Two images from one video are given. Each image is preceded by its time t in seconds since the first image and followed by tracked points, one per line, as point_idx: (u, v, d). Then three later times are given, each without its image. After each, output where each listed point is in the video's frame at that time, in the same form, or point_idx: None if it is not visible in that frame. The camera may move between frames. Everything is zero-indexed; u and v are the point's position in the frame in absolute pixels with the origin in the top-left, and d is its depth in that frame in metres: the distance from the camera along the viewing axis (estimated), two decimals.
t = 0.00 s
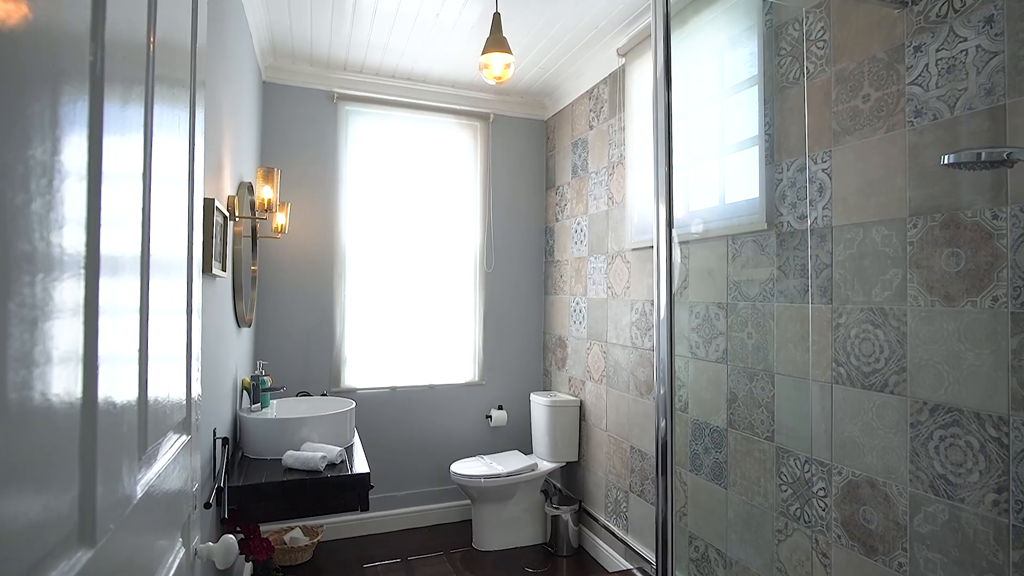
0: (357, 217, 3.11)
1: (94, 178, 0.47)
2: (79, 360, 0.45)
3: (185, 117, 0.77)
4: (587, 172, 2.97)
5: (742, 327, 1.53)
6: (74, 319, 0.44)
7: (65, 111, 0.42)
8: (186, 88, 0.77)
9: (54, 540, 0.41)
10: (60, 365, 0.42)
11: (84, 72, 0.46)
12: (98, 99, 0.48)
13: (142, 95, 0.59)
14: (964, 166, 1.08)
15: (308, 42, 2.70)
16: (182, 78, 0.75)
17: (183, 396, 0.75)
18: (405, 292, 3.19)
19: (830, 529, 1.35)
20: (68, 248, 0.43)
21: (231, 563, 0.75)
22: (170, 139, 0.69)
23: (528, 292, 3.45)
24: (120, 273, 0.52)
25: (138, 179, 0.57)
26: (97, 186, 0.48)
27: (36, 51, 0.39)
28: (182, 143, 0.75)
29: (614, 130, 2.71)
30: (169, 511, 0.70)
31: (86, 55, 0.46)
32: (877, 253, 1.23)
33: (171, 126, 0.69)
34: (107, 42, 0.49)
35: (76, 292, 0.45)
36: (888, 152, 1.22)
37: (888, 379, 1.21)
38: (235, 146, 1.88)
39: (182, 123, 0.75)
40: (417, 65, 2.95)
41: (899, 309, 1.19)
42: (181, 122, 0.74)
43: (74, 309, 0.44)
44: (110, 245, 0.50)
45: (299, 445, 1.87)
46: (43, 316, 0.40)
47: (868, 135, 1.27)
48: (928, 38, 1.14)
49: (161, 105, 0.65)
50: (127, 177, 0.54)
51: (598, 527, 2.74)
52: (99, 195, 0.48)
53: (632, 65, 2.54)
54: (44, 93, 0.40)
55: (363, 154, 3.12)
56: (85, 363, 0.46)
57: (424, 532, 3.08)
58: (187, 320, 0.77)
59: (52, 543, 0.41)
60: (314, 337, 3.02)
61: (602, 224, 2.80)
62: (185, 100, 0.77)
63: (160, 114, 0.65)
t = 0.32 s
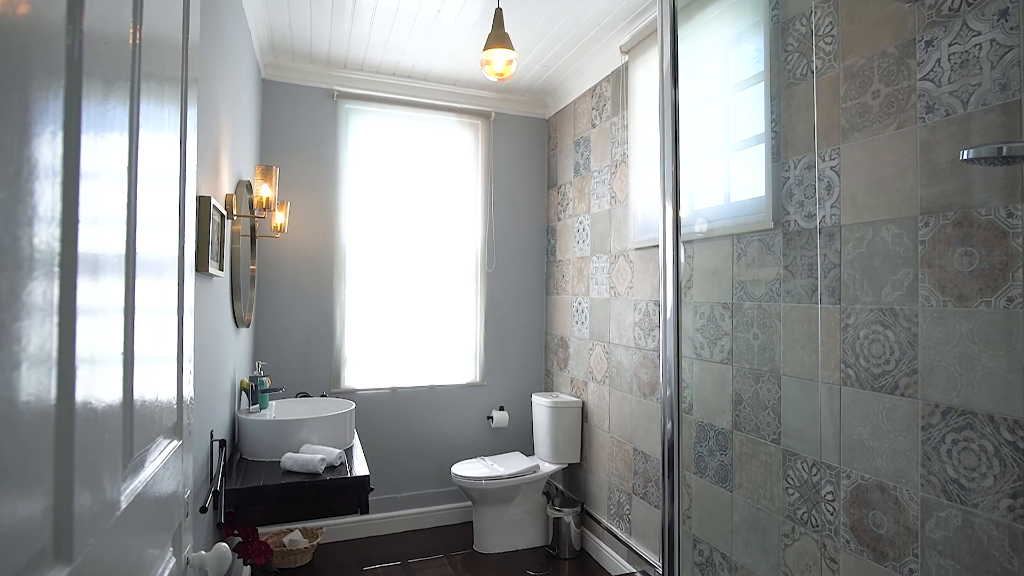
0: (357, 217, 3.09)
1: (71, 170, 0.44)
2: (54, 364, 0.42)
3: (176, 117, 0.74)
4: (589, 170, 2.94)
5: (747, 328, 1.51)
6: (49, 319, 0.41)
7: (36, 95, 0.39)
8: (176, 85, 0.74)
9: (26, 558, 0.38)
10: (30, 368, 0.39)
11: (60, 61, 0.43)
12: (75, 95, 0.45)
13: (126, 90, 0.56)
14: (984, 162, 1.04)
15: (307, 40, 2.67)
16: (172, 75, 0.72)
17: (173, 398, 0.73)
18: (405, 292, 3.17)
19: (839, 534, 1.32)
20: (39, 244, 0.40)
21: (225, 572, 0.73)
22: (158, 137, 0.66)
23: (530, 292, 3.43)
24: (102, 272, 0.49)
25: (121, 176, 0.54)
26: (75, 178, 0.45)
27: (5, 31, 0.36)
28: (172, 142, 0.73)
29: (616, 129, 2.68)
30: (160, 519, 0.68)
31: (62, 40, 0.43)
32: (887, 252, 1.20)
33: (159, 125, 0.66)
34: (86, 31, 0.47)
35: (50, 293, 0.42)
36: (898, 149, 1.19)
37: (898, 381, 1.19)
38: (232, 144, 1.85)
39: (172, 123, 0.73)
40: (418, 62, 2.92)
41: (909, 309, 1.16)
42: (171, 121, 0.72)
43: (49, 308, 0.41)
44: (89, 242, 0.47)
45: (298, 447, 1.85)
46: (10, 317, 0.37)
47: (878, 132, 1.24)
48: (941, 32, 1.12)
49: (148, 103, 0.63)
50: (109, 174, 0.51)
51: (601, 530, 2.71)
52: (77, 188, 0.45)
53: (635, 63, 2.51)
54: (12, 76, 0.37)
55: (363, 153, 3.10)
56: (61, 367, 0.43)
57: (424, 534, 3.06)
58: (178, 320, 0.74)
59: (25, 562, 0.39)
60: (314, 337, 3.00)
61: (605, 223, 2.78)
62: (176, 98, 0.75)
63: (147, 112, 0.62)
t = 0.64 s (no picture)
0: (357, 216, 3.07)
1: (44, 159, 0.41)
2: (24, 366, 0.39)
3: (164, 116, 0.71)
4: (592, 169, 2.92)
5: (754, 329, 1.48)
6: (17, 318, 0.38)
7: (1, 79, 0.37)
8: (164, 82, 0.72)
9: None
10: None
11: (29, 54, 0.40)
12: (48, 92, 0.42)
13: (107, 82, 0.53)
14: (1009, 156, 1.00)
15: (307, 37, 2.65)
16: (160, 71, 0.69)
17: (163, 400, 0.70)
18: (406, 292, 3.14)
19: (848, 539, 1.29)
20: (6, 237, 0.37)
21: None
22: (145, 131, 0.64)
23: (532, 291, 3.41)
24: (79, 268, 0.46)
25: (103, 173, 0.52)
26: (49, 167, 0.42)
27: None
28: (160, 142, 0.70)
29: (619, 127, 2.66)
30: (150, 529, 0.65)
31: (32, 28, 0.40)
32: (898, 251, 1.18)
33: (145, 122, 0.63)
34: (61, 17, 0.44)
35: (20, 290, 0.39)
36: (909, 145, 1.16)
37: (910, 383, 1.16)
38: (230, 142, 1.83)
39: (160, 123, 0.70)
40: (419, 60, 2.90)
41: (922, 309, 1.14)
42: (159, 121, 0.69)
43: (18, 306, 0.38)
44: (65, 237, 0.44)
45: (297, 449, 1.83)
46: None
47: (889, 128, 1.21)
48: (953, 25, 1.09)
49: (133, 101, 0.60)
50: (88, 169, 0.48)
51: (603, 532, 2.68)
52: (50, 178, 0.42)
53: (638, 60, 2.48)
54: None
55: (363, 152, 3.07)
56: (33, 371, 0.40)
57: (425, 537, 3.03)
58: (168, 321, 0.72)
59: None
60: (313, 338, 2.97)
61: (608, 223, 2.75)
62: (164, 95, 0.72)
63: (132, 105, 0.60)
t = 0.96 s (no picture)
0: (357, 216, 3.04)
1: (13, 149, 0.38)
2: None
3: (151, 116, 0.69)
4: (594, 167, 2.90)
5: (760, 329, 1.46)
6: None
7: None
8: (153, 80, 0.69)
9: None
10: None
11: None
12: (19, 84, 0.40)
13: (88, 72, 0.50)
14: None
15: (306, 34, 2.62)
16: (148, 68, 0.67)
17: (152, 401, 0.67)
18: (406, 292, 3.12)
19: (858, 543, 1.27)
20: None
21: None
22: (131, 126, 0.61)
23: (534, 291, 3.38)
24: (53, 267, 0.44)
25: (83, 172, 0.49)
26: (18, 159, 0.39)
27: None
28: (149, 142, 0.67)
29: (622, 125, 2.63)
30: (140, 536, 0.63)
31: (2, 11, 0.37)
32: (909, 249, 1.15)
33: (131, 119, 0.61)
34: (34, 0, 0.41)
35: None
36: (920, 141, 1.14)
37: (921, 385, 1.14)
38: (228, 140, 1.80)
39: (148, 123, 0.67)
40: (419, 58, 2.87)
41: (934, 308, 1.11)
42: (146, 120, 0.66)
43: None
44: (37, 235, 0.41)
45: (296, 451, 1.80)
46: None
47: (899, 124, 1.19)
48: (967, 18, 1.07)
49: (118, 94, 0.57)
50: (65, 162, 0.46)
51: (606, 535, 2.66)
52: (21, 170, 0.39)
53: (641, 57, 2.45)
54: None
55: (363, 151, 3.05)
56: None
57: (426, 538, 3.01)
58: (158, 322, 0.69)
59: None
60: (313, 338, 2.95)
61: (611, 221, 2.73)
62: (153, 93, 0.69)
63: (117, 98, 0.57)
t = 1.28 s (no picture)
0: (357, 215, 3.02)
1: None
2: None
3: (139, 112, 0.66)
4: (597, 166, 2.87)
5: (766, 329, 1.43)
6: None
7: None
8: (139, 76, 0.66)
9: None
10: None
11: None
12: None
13: (64, 63, 0.48)
14: None
15: (306, 32, 2.60)
16: (134, 62, 0.64)
17: (140, 405, 0.65)
18: (407, 292, 3.10)
19: (867, 549, 1.25)
20: None
21: None
22: (116, 121, 0.58)
23: (536, 291, 3.36)
24: (20, 267, 0.41)
25: (59, 168, 0.46)
26: None
27: None
28: (135, 138, 0.65)
29: (625, 123, 2.61)
30: (128, 545, 0.61)
31: None
32: (920, 247, 1.12)
33: (115, 113, 0.58)
34: None
35: None
36: (932, 137, 1.11)
37: (933, 387, 1.12)
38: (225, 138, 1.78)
39: (134, 119, 0.64)
40: (420, 55, 2.85)
41: (947, 308, 1.09)
42: (132, 117, 0.63)
43: None
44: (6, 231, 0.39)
45: (295, 453, 1.78)
46: None
47: (909, 120, 1.16)
48: (980, 10, 1.04)
49: (100, 84, 0.55)
50: (36, 154, 0.43)
51: (609, 537, 2.63)
52: None
53: (645, 54, 2.43)
54: None
55: (363, 149, 3.03)
56: None
57: (427, 541, 2.99)
58: (145, 324, 0.67)
59: None
60: (314, 339, 2.93)
61: (614, 221, 2.70)
62: (140, 89, 0.67)
63: (100, 89, 0.54)
